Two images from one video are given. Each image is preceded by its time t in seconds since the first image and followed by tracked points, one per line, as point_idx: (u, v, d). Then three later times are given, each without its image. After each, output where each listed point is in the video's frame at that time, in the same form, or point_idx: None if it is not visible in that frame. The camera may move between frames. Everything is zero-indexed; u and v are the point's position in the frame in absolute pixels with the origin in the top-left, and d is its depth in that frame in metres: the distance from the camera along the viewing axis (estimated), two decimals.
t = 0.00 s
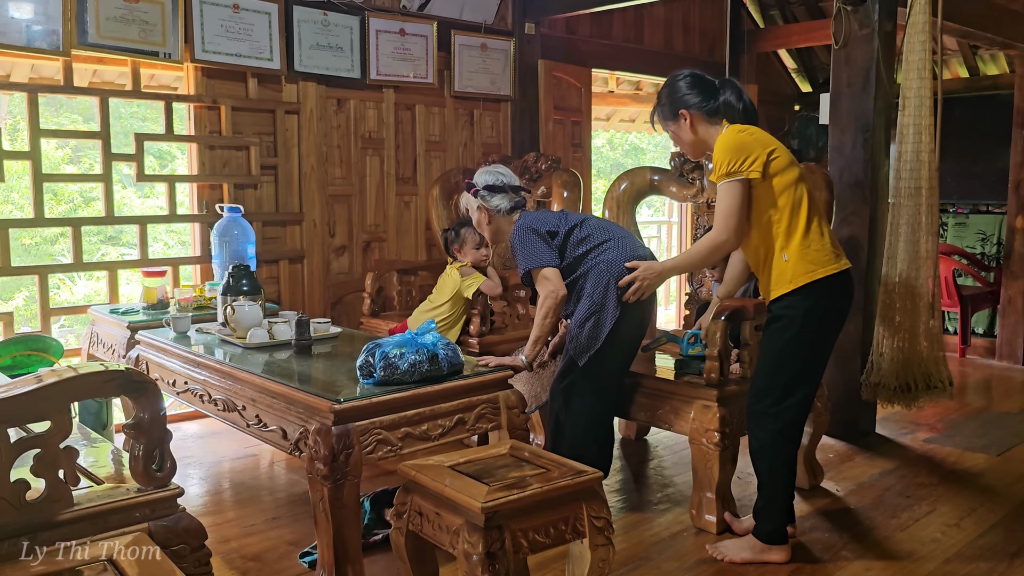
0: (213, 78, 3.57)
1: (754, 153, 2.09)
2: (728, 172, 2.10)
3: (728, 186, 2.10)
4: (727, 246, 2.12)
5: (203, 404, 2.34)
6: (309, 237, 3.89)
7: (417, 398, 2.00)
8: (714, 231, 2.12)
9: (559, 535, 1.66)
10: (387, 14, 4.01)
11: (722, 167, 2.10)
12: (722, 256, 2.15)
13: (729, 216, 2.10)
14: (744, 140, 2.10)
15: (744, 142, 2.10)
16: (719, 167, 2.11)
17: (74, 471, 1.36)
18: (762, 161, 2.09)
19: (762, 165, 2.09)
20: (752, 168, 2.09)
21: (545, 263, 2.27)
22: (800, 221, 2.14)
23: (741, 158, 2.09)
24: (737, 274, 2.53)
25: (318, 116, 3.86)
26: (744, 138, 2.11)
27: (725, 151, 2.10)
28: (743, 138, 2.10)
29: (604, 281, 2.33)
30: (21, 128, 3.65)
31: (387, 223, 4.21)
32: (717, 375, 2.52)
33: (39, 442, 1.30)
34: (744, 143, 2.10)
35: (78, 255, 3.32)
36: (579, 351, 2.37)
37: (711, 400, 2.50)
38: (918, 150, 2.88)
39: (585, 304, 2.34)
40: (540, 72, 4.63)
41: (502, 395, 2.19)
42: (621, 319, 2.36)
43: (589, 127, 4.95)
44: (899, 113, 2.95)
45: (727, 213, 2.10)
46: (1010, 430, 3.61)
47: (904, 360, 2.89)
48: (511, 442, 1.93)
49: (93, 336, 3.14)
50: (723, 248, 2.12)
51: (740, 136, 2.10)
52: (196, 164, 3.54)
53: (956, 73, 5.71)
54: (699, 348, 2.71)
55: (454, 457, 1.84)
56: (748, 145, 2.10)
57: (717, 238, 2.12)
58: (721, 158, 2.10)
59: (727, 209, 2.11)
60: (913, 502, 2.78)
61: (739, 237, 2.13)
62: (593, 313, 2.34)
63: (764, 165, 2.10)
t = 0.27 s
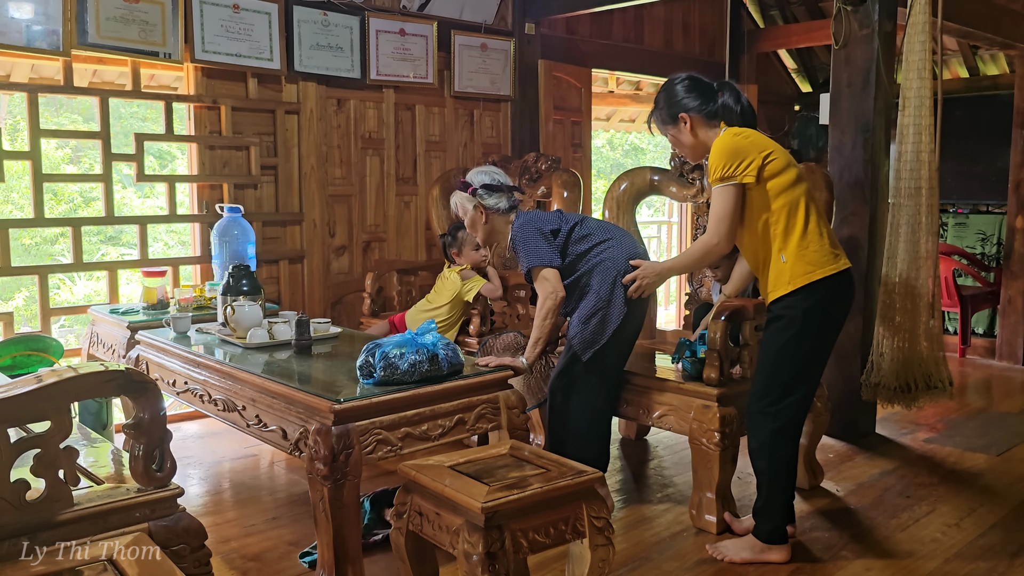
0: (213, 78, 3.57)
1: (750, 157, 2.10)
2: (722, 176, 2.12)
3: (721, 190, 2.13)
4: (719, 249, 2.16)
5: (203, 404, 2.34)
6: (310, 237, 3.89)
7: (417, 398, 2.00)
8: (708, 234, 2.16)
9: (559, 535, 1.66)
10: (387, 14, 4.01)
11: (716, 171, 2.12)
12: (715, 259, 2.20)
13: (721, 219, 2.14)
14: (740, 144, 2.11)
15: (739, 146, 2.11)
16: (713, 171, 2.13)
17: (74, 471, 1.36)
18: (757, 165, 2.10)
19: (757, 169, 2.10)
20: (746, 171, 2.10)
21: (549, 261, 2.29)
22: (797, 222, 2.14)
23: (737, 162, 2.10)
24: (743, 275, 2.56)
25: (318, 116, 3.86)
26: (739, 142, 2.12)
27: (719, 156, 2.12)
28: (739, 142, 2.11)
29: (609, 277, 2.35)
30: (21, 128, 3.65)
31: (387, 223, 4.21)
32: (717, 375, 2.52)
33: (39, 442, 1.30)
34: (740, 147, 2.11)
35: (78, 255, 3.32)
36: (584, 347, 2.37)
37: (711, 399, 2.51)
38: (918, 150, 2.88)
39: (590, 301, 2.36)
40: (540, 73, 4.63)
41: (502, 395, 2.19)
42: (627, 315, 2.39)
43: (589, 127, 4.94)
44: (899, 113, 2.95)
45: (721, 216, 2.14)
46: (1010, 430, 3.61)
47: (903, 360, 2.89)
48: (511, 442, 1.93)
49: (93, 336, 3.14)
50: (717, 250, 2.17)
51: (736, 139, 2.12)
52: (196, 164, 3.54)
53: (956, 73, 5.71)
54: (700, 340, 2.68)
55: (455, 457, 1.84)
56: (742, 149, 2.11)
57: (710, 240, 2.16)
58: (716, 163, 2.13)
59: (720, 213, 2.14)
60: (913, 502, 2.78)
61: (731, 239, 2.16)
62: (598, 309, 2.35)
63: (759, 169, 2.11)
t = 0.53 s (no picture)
0: (213, 78, 3.57)
1: (748, 165, 2.10)
2: (720, 187, 2.12)
3: (720, 201, 2.13)
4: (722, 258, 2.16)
5: (203, 404, 2.34)
6: (310, 237, 3.89)
7: (417, 398, 2.00)
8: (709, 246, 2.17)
9: (559, 535, 1.66)
10: (387, 14, 4.01)
11: (714, 182, 2.12)
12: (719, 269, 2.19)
13: (722, 233, 2.13)
14: (737, 153, 2.11)
15: (737, 155, 2.10)
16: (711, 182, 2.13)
17: (74, 471, 1.36)
18: (755, 174, 2.10)
19: (754, 177, 2.10)
20: (744, 181, 2.10)
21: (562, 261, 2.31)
22: (798, 227, 2.14)
23: (734, 172, 2.10)
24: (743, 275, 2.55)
25: (318, 116, 3.86)
26: (736, 151, 2.11)
27: (716, 167, 2.11)
28: (735, 151, 2.11)
29: (619, 278, 2.40)
30: (21, 128, 3.65)
31: (387, 223, 4.21)
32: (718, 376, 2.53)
33: (39, 442, 1.30)
34: (738, 157, 2.10)
35: (78, 255, 3.32)
36: (596, 347, 2.38)
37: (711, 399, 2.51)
38: (918, 150, 2.88)
39: (601, 301, 2.39)
40: (540, 72, 4.63)
41: (502, 395, 2.18)
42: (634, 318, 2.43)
43: (589, 127, 4.93)
44: (899, 113, 2.95)
45: (722, 229, 2.13)
46: (1010, 431, 3.61)
47: (902, 361, 2.89)
48: (511, 442, 1.93)
49: (93, 336, 3.14)
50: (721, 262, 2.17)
51: (732, 148, 2.11)
52: (196, 164, 3.54)
53: (956, 73, 5.71)
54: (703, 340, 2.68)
55: (455, 457, 1.84)
56: (740, 158, 2.10)
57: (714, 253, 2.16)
58: (713, 174, 2.12)
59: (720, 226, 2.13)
60: (913, 502, 2.78)
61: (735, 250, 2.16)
62: (608, 310, 2.38)
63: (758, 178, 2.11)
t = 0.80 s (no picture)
0: (213, 78, 3.57)
1: (742, 184, 2.11)
2: (715, 207, 2.13)
3: (716, 220, 2.15)
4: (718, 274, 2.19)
5: (203, 404, 2.34)
6: (310, 237, 3.89)
7: (417, 398, 2.00)
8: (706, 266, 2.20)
9: (558, 536, 1.66)
10: (387, 15, 4.01)
11: (709, 203, 2.14)
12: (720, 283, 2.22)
13: (716, 254, 2.16)
14: (730, 171, 2.11)
15: (731, 173, 2.11)
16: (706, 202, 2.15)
17: (74, 471, 1.36)
18: (750, 191, 2.11)
19: (749, 196, 2.11)
20: (739, 200, 2.11)
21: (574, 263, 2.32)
22: (798, 236, 2.15)
23: (728, 193, 2.11)
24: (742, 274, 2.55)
25: (318, 117, 3.86)
26: (729, 168, 2.11)
27: (709, 189, 2.12)
28: (728, 169, 2.11)
29: (628, 281, 2.43)
30: (21, 128, 3.66)
31: (387, 223, 4.21)
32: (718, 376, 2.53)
33: (39, 442, 1.30)
34: (731, 177, 2.10)
35: (78, 255, 3.32)
36: (604, 347, 2.40)
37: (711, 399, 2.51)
38: (918, 150, 2.88)
39: (609, 303, 2.41)
40: (540, 73, 4.62)
41: (502, 396, 2.18)
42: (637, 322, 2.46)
43: (589, 127, 4.92)
44: (899, 113, 2.95)
45: (717, 248, 2.16)
46: (1010, 431, 3.61)
47: (902, 361, 2.89)
48: (511, 443, 1.93)
49: (93, 336, 3.14)
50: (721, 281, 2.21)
51: (725, 166, 2.11)
52: (196, 164, 3.54)
53: (956, 73, 5.71)
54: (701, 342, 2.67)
55: (454, 457, 1.84)
56: (734, 176, 2.11)
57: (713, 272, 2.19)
58: (707, 196, 2.14)
59: (714, 247, 2.16)
60: (913, 503, 2.78)
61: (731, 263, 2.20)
62: (617, 312, 2.41)
63: (753, 194, 2.12)
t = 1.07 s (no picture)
0: (213, 78, 3.57)
1: (747, 182, 2.10)
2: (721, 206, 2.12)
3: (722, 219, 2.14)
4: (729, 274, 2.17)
5: (203, 404, 2.34)
6: (310, 237, 3.89)
7: (417, 398, 2.00)
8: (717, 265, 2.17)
9: (559, 536, 1.66)
10: (387, 15, 4.01)
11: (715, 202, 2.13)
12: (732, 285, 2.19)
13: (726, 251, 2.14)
14: (735, 170, 2.10)
15: (735, 172, 2.10)
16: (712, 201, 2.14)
17: (74, 472, 1.36)
18: (755, 190, 2.10)
19: (754, 194, 2.10)
20: (745, 198, 2.10)
21: (588, 269, 2.36)
22: (802, 236, 2.15)
23: (734, 191, 2.10)
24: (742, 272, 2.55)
25: (318, 117, 3.86)
26: (733, 168, 2.10)
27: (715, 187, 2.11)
28: (733, 168, 2.10)
29: (633, 289, 2.49)
30: (21, 129, 3.66)
31: (387, 223, 4.21)
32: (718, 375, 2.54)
33: (39, 442, 1.30)
34: (736, 175, 2.10)
35: (78, 255, 3.32)
36: (608, 350, 2.46)
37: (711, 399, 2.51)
38: (918, 150, 2.88)
39: (615, 308, 2.46)
40: (540, 73, 4.62)
41: (502, 396, 2.19)
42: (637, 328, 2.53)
43: (589, 127, 4.91)
44: (899, 113, 2.95)
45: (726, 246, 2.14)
46: (1010, 431, 3.60)
47: (902, 361, 2.89)
48: (511, 443, 1.93)
49: (93, 336, 3.14)
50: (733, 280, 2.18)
51: (730, 165, 2.11)
52: (196, 164, 3.54)
53: (956, 73, 5.71)
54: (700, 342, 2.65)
55: (454, 457, 1.84)
56: (739, 175, 2.10)
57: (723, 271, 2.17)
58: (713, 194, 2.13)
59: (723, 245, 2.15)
60: (913, 503, 2.78)
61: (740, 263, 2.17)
62: (623, 318, 2.46)
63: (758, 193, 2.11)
